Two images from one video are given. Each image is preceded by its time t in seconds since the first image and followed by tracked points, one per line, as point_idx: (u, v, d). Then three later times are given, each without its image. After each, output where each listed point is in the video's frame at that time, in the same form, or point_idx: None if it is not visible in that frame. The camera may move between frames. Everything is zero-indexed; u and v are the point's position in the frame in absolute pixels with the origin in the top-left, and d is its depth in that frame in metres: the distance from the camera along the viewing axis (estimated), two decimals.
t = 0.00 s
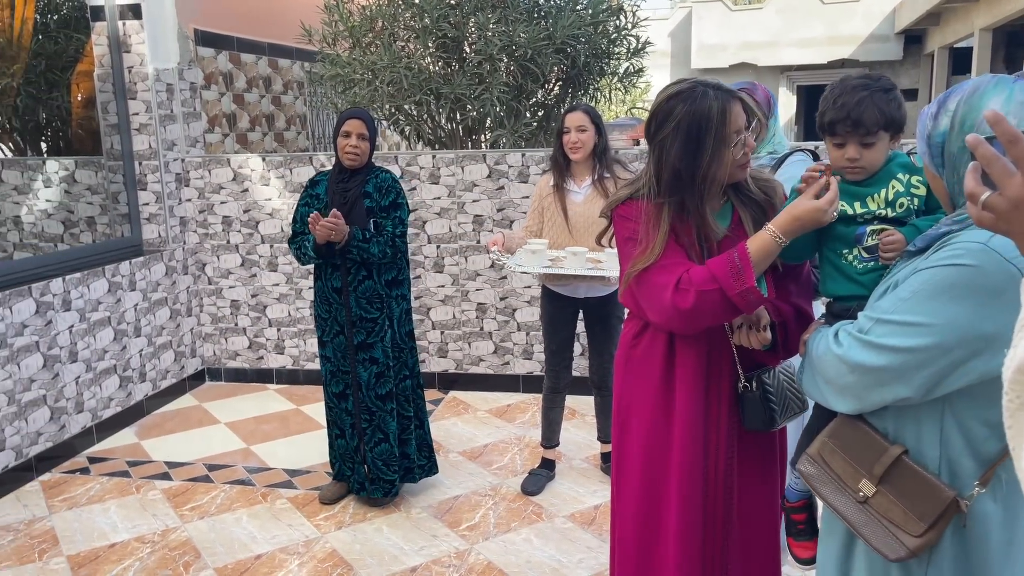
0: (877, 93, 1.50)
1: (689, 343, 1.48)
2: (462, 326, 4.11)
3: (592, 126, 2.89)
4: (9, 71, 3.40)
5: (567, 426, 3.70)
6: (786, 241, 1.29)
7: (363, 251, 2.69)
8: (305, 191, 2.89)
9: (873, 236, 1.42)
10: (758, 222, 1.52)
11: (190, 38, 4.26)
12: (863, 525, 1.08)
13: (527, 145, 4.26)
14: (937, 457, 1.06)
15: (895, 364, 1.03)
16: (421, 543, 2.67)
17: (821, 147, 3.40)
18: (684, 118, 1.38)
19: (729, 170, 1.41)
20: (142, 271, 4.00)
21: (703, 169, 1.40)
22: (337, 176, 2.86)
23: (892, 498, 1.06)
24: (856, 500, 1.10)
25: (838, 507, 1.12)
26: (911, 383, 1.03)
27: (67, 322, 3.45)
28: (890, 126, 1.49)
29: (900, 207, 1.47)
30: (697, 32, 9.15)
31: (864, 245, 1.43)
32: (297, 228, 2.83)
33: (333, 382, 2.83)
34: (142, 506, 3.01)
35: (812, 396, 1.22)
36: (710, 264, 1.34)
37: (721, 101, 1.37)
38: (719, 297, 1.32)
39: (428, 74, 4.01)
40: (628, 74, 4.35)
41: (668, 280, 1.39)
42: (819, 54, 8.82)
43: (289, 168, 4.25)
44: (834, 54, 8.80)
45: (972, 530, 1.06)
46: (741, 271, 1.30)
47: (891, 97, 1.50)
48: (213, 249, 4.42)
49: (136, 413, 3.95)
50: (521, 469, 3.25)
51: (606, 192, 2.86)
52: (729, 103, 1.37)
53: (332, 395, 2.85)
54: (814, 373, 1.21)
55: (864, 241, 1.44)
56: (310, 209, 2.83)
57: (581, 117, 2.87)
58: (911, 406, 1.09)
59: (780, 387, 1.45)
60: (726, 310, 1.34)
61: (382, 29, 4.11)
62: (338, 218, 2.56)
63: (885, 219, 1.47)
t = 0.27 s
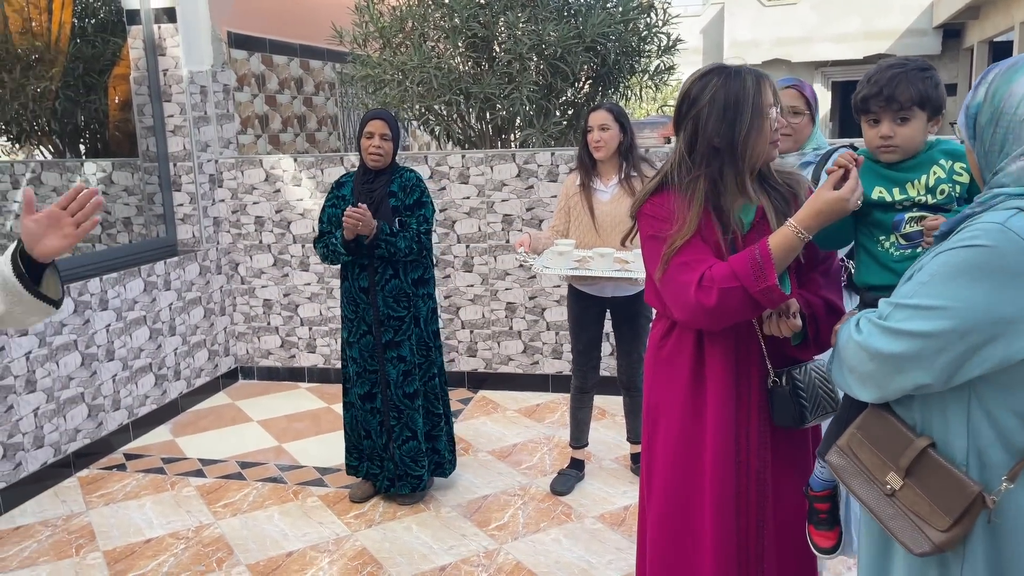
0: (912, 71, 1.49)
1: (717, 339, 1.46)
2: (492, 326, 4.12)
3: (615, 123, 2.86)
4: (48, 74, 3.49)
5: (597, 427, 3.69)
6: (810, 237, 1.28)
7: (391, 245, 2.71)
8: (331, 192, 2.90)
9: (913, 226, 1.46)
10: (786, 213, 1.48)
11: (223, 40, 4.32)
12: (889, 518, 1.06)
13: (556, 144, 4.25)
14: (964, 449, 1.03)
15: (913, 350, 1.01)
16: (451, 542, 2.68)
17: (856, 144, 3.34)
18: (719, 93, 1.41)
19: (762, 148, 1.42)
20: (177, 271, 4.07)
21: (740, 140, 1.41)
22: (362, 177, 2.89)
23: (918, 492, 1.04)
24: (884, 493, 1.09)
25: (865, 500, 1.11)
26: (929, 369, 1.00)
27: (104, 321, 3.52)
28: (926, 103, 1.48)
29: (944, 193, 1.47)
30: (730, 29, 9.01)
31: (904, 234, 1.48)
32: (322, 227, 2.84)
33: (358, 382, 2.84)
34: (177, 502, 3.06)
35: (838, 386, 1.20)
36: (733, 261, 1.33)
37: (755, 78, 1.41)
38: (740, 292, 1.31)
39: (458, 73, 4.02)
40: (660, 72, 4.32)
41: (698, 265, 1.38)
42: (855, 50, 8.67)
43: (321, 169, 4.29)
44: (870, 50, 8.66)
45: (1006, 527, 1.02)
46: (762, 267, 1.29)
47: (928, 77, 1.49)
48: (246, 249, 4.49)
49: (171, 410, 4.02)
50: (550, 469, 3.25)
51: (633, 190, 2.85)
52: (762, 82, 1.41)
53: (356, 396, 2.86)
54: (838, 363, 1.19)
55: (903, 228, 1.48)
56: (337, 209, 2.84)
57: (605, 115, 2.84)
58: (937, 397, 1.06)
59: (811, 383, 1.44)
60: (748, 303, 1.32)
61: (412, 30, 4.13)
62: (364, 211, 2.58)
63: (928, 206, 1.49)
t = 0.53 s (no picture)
0: (957, 78, 1.45)
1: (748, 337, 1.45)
2: (527, 324, 4.11)
3: (647, 121, 2.83)
4: (93, 76, 3.59)
5: (633, 427, 3.66)
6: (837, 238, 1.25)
7: (418, 238, 2.72)
8: (363, 192, 2.93)
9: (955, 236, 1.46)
10: (819, 202, 1.46)
11: (262, 42, 4.39)
12: (913, 521, 1.10)
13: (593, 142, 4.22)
14: (985, 453, 1.05)
15: (927, 348, 1.05)
16: (485, 541, 2.69)
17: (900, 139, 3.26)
18: (754, 78, 1.40)
19: (797, 133, 1.41)
20: (218, 270, 4.15)
21: (773, 126, 1.40)
22: (395, 177, 2.91)
23: (942, 497, 1.07)
24: (913, 497, 1.12)
25: (893, 502, 1.14)
26: (942, 368, 1.04)
27: (148, 319, 3.61)
28: (973, 111, 1.45)
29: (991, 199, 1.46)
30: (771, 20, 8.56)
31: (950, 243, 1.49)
32: (355, 225, 2.86)
33: (391, 383, 2.83)
34: (217, 498, 3.12)
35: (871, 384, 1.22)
36: (756, 257, 1.32)
37: (789, 66, 1.40)
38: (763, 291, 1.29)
39: (494, 72, 4.02)
40: (698, 68, 4.26)
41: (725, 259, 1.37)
42: (902, 41, 7.91)
43: (358, 168, 4.34)
44: (915, 41, 7.87)
45: None
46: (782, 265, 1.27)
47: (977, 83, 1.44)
48: (285, 248, 4.55)
49: (212, 407, 4.10)
50: (586, 469, 3.23)
51: (664, 187, 2.82)
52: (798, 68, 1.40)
53: (389, 396, 2.85)
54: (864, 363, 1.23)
55: (950, 237, 1.49)
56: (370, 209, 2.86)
57: (636, 112, 2.82)
58: (959, 400, 1.09)
59: (846, 381, 1.37)
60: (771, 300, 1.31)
61: (448, 29, 4.14)
62: (391, 200, 2.60)
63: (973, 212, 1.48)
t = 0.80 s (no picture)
0: None
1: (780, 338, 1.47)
2: (570, 322, 4.10)
3: (689, 117, 2.80)
4: (146, 77, 3.70)
5: (676, 426, 3.62)
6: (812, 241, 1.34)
7: (459, 244, 2.75)
8: (405, 191, 2.95)
9: None
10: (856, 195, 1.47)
11: (309, 42, 4.43)
12: (949, 522, 1.12)
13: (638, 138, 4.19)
14: (1015, 453, 1.07)
15: (951, 341, 1.10)
16: (527, 539, 2.69)
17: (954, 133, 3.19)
18: (790, 76, 1.44)
19: (832, 128, 1.43)
20: (266, 267, 4.23)
21: (809, 120, 1.44)
22: (435, 176, 2.92)
23: (975, 499, 1.09)
24: (951, 498, 1.14)
25: (933, 502, 1.17)
26: (965, 360, 1.09)
27: (198, 315, 3.69)
28: None
29: None
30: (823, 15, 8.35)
31: None
32: (398, 227, 2.89)
33: (429, 381, 2.87)
34: (264, 491, 3.19)
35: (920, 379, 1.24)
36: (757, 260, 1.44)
37: (830, 61, 1.43)
38: (754, 294, 1.42)
39: (538, 69, 4.02)
40: (745, 62, 4.19)
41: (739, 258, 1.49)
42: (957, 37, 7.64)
43: (402, 167, 4.38)
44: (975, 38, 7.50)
45: None
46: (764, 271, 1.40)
47: None
48: (331, 246, 4.62)
49: (260, 402, 4.19)
50: (628, 468, 3.21)
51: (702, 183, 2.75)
52: (838, 66, 1.42)
53: (427, 394, 2.89)
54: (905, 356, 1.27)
55: None
56: (411, 208, 2.89)
57: (678, 108, 2.78)
58: (993, 399, 1.12)
59: (885, 383, 1.34)
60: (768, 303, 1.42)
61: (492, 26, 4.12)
62: (433, 210, 2.64)
63: None
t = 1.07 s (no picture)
0: None
1: (818, 330, 1.47)
2: (622, 319, 4.06)
3: (742, 113, 2.74)
4: (207, 78, 3.81)
5: (730, 425, 3.56)
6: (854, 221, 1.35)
7: (506, 239, 2.73)
8: (454, 188, 2.96)
9: None
10: (897, 191, 1.44)
11: (365, 41, 4.52)
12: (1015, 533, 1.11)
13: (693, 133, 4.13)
14: None
15: (995, 333, 1.13)
16: (576, 536, 2.68)
17: None
18: (836, 67, 1.41)
19: (876, 122, 1.40)
20: (322, 263, 4.32)
21: (851, 114, 1.41)
22: (485, 173, 2.93)
23: None
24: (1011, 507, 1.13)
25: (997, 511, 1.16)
26: (1006, 351, 1.12)
27: (256, 310, 3.79)
28: None
29: None
30: None
31: None
32: (448, 223, 2.90)
33: (480, 377, 2.89)
34: (319, 483, 3.25)
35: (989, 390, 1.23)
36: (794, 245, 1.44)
37: (880, 56, 1.39)
38: (795, 275, 1.41)
39: (592, 64, 3.99)
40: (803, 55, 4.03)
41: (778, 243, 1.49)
42: None
43: (455, 164, 4.42)
44: None
45: None
46: (809, 249, 1.40)
47: None
48: (385, 242, 4.69)
49: (316, 395, 4.28)
50: (680, 467, 3.17)
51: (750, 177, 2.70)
52: (888, 59, 1.38)
53: (478, 389, 2.90)
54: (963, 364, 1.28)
55: None
56: (460, 204, 2.90)
57: (730, 102, 2.72)
58: None
59: (924, 375, 1.32)
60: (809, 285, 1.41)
61: (545, 22, 4.11)
62: (479, 203, 2.64)
63: None
